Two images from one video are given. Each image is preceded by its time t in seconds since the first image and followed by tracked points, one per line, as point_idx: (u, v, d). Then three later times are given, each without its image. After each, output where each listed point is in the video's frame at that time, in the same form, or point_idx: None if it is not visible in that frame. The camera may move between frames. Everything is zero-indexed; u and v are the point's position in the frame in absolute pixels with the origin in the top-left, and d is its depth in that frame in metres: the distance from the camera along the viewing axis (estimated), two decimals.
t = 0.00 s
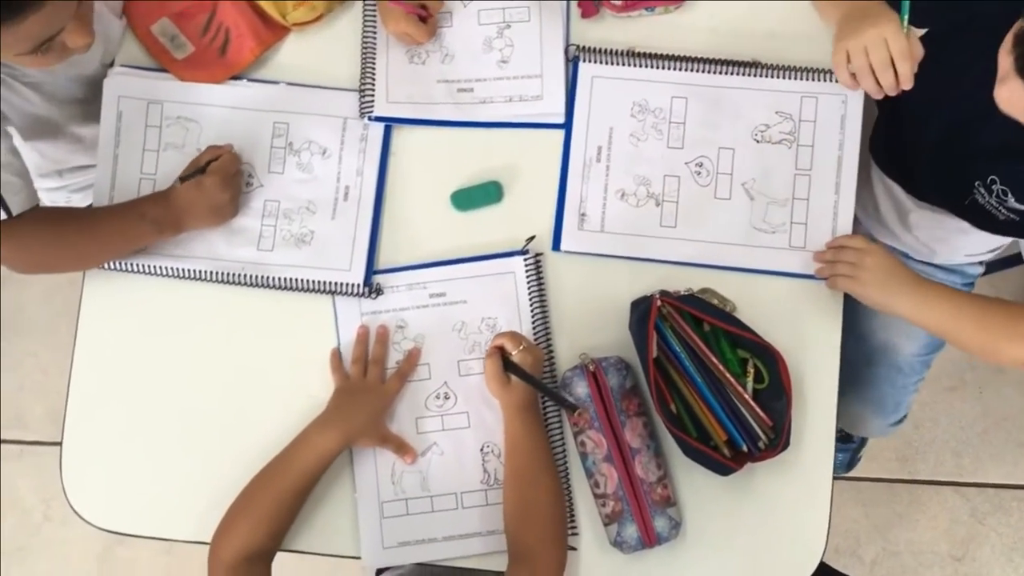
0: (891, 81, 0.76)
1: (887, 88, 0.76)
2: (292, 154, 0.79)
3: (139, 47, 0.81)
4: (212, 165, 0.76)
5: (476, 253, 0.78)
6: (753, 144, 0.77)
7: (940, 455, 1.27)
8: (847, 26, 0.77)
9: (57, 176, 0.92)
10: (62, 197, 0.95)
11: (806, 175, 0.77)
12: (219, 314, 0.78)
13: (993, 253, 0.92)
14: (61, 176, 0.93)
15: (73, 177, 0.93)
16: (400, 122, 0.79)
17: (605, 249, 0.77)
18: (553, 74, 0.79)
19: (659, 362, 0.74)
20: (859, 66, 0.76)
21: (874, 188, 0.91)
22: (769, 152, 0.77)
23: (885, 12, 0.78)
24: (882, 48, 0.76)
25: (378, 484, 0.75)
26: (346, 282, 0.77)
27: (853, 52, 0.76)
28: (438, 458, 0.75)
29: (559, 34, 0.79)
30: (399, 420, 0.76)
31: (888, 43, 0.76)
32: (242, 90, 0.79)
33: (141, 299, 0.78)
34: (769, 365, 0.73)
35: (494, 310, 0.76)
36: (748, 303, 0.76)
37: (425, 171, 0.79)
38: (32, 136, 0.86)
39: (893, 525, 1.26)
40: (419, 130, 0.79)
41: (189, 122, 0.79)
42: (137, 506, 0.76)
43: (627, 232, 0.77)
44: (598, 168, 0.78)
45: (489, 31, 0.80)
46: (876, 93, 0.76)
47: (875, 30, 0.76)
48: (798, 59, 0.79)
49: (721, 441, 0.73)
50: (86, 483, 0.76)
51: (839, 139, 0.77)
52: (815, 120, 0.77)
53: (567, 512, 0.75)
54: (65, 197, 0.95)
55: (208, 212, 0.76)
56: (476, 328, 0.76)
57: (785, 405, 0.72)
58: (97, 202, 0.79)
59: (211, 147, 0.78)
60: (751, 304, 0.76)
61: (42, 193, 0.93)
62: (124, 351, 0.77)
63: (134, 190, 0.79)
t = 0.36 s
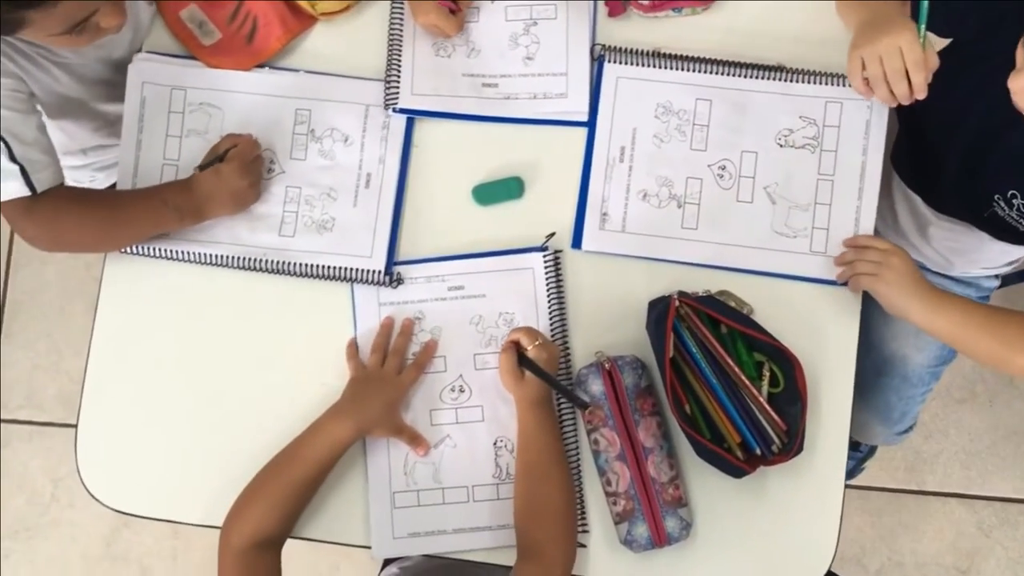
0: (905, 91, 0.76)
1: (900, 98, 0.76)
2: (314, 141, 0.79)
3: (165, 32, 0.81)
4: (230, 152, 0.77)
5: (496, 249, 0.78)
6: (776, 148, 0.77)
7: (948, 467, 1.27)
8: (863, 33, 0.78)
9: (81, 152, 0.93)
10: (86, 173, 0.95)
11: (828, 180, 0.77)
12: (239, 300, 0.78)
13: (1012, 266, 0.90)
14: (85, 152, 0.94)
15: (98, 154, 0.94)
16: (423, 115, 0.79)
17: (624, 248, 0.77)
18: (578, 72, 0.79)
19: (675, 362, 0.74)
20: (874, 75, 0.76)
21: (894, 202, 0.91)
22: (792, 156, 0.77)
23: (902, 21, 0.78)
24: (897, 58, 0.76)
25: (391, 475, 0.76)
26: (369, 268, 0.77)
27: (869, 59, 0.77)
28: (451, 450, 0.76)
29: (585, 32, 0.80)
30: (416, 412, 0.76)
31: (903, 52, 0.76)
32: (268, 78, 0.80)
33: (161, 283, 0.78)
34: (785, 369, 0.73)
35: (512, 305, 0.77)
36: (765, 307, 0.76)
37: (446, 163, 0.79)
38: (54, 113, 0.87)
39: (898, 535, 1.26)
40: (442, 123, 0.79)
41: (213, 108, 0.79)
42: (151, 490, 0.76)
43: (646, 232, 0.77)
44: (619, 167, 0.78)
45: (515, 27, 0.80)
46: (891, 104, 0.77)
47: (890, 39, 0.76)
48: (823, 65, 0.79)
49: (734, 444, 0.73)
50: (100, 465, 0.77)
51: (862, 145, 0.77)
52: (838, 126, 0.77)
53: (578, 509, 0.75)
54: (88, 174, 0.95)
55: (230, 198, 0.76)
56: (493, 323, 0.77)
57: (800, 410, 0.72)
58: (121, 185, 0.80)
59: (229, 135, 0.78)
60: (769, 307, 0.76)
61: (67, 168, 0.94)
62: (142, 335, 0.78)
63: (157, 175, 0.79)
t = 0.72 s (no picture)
0: (896, 116, 0.75)
1: (890, 123, 0.75)
2: (329, 136, 0.79)
3: (184, 25, 0.81)
4: (247, 145, 0.77)
5: (508, 251, 0.78)
6: (792, 158, 0.77)
7: (953, 482, 1.26)
8: (862, 58, 0.77)
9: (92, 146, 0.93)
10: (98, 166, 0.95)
11: (844, 192, 0.77)
12: (250, 295, 0.78)
13: None
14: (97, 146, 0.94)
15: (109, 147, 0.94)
16: (439, 115, 0.79)
17: (637, 254, 0.77)
18: (596, 77, 0.79)
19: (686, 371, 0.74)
20: (865, 100, 0.75)
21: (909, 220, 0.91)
22: (808, 166, 0.77)
23: (901, 47, 0.76)
24: (888, 84, 0.75)
25: (398, 475, 0.75)
26: (384, 265, 0.77)
27: (860, 83, 0.76)
28: (459, 452, 0.75)
29: (604, 37, 0.79)
30: (425, 414, 0.76)
31: (894, 79, 0.75)
32: (285, 74, 0.80)
33: (173, 277, 0.78)
34: (796, 380, 0.72)
35: (523, 308, 0.76)
36: (777, 316, 0.76)
37: (461, 164, 0.79)
38: (68, 109, 0.87)
39: (901, 548, 1.25)
40: (458, 123, 0.79)
41: (228, 103, 0.79)
42: (157, 484, 0.76)
43: (660, 239, 0.77)
44: (634, 173, 0.78)
45: (535, 30, 0.80)
46: (881, 127, 0.76)
47: (884, 65, 0.75)
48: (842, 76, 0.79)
49: (743, 453, 0.72)
50: (107, 458, 0.77)
51: (879, 158, 0.77)
52: (855, 138, 0.77)
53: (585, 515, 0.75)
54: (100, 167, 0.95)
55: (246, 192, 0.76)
56: (503, 325, 0.76)
57: (809, 420, 0.72)
58: (135, 179, 0.80)
59: (244, 128, 0.78)
60: (781, 317, 0.76)
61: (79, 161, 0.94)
62: (153, 328, 0.78)
63: (171, 169, 0.79)
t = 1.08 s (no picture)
0: (903, 124, 0.76)
1: (898, 131, 0.76)
2: (341, 135, 0.79)
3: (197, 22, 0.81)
4: (260, 144, 0.77)
5: (517, 255, 0.78)
6: (804, 168, 0.77)
7: (954, 495, 1.26)
8: (871, 65, 0.77)
9: (103, 140, 0.93)
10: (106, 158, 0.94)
11: (855, 204, 0.76)
12: (258, 293, 0.78)
13: None
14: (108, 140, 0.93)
15: (120, 140, 0.93)
16: (450, 118, 0.79)
17: (646, 261, 0.77)
18: (610, 83, 0.79)
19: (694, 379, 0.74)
20: (873, 108, 0.75)
21: (919, 232, 0.91)
22: (820, 177, 0.77)
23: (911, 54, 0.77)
24: (895, 92, 0.76)
25: (402, 477, 0.75)
26: (393, 264, 0.77)
27: (869, 91, 0.76)
28: (463, 455, 0.75)
29: (618, 44, 0.79)
30: (428, 414, 0.76)
31: (902, 87, 0.76)
32: (298, 73, 0.80)
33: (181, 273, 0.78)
34: (802, 391, 0.72)
35: (531, 312, 0.76)
36: (785, 327, 0.76)
37: (471, 166, 0.79)
38: (81, 103, 0.87)
39: (900, 560, 1.25)
40: (470, 126, 0.79)
41: (239, 100, 0.79)
42: (162, 481, 0.76)
43: (670, 246, 0.77)
44: (646, 179, 0.77)
45: (549, 35, 0.80)
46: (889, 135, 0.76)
47: (892, 73, 0.76)
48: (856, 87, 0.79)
49: (748, 463, 0.72)
50: (112, 453, 0.76)
51: (890, 170, 0.77)
52: (867, 149, 0.77)
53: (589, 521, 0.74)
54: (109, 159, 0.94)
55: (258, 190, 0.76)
56: (511, 329, 0.76)
57: (815, 431, 0.72)
58: (146, 175, 0.80)
59: (257, 125, 0.78)
60: (788, 327, 0.76)
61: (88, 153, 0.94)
62: (161, 324, 0.78)
63: (182, 166, 0.80)
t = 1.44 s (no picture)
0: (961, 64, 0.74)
1: (958, 71, 0.74)
2: (349, 138, 0.78)
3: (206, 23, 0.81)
4: (264, 145, 0.76)
5: (525, 261, 0.77)
6: (813, 178, 0.77)
7: (956, 505, 1.26)
8: (914, 16, 0.76)
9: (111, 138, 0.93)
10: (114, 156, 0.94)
11: (865, 215, 0.76)
12: (264, 295, 0.77)
13: None
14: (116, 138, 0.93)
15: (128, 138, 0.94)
16: (459, 121, 0.78)
17: (654, 269, 0.76)
18: (620, 89, 0.78)
19: (700, 389, 0.73)
20: (928, 49, 0.75)
21: (929, 237, 0.90)
22: (830, 187, 0.76)
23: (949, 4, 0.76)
24: (950, 28, 0.74)
25: (407, 482, 0.75)
26: (403, 268, 0.77)
27: (923, 36, 0.75)
28: (468, 462, 0.75)
29: (629, 50, 0.79)
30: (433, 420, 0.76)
31: (956, 24, 0.74)
32: (307, 74, 0.79)
33: (187, 273, 0.78)
34: (809, 402, 0.72)
35: (537, 318, 0.76)
36: (793, 337, 0.76)
37: (479, 171, 0.78)
38: (92, 101, 0.87)
39: (901, 569, 1.25)
40: (479, 130, 0.79)
41: (247, 102, 0.79)
42: (165, 483, 0.76)
43: (678, 255, 0.76)
44: (654, 187, 0.77)
45: (560, 39, 0.79)
46: (950, 76, 0.74)
47: (940, 15, 0.75)
48: (868, 98, 0.79)
49: (754, 474, 0.72)
50: (115, 454, 0.76)
51: (901, 181, 0.76)
52: (878, 160, 0.76)
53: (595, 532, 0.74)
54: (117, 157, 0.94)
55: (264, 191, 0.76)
56: (518, 335, 0.76)
57: (820, 442, 0.71)
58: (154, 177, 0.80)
59: (263, 129, 0.78)
60: (796, 338, 0.76)
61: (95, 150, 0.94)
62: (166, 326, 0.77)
63: (189, 167, 0.79)
